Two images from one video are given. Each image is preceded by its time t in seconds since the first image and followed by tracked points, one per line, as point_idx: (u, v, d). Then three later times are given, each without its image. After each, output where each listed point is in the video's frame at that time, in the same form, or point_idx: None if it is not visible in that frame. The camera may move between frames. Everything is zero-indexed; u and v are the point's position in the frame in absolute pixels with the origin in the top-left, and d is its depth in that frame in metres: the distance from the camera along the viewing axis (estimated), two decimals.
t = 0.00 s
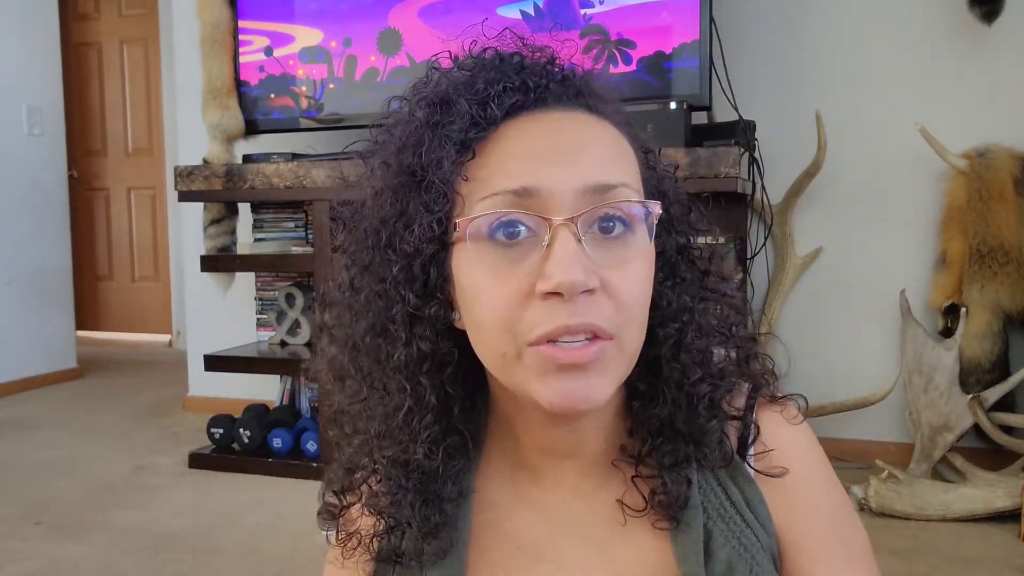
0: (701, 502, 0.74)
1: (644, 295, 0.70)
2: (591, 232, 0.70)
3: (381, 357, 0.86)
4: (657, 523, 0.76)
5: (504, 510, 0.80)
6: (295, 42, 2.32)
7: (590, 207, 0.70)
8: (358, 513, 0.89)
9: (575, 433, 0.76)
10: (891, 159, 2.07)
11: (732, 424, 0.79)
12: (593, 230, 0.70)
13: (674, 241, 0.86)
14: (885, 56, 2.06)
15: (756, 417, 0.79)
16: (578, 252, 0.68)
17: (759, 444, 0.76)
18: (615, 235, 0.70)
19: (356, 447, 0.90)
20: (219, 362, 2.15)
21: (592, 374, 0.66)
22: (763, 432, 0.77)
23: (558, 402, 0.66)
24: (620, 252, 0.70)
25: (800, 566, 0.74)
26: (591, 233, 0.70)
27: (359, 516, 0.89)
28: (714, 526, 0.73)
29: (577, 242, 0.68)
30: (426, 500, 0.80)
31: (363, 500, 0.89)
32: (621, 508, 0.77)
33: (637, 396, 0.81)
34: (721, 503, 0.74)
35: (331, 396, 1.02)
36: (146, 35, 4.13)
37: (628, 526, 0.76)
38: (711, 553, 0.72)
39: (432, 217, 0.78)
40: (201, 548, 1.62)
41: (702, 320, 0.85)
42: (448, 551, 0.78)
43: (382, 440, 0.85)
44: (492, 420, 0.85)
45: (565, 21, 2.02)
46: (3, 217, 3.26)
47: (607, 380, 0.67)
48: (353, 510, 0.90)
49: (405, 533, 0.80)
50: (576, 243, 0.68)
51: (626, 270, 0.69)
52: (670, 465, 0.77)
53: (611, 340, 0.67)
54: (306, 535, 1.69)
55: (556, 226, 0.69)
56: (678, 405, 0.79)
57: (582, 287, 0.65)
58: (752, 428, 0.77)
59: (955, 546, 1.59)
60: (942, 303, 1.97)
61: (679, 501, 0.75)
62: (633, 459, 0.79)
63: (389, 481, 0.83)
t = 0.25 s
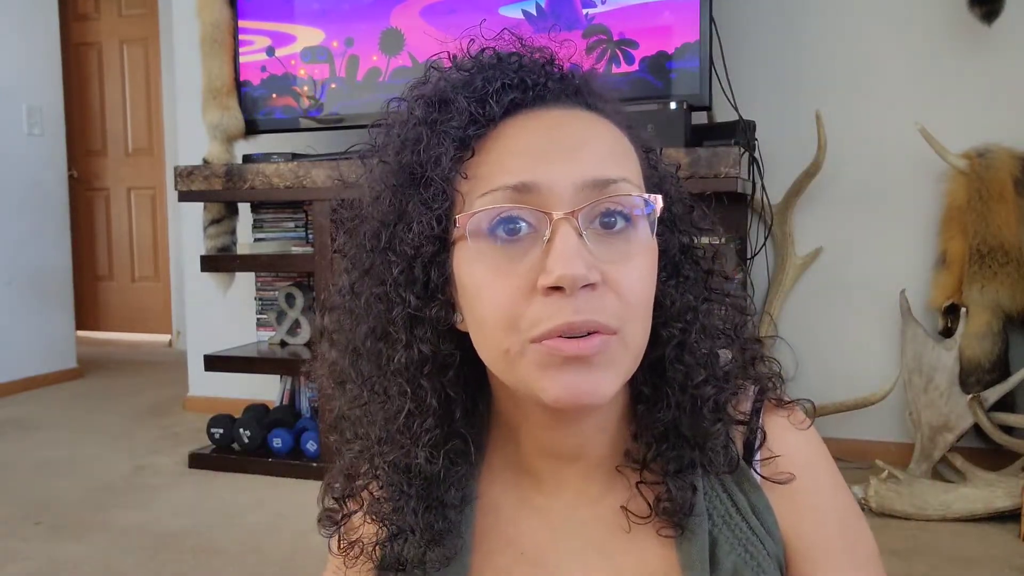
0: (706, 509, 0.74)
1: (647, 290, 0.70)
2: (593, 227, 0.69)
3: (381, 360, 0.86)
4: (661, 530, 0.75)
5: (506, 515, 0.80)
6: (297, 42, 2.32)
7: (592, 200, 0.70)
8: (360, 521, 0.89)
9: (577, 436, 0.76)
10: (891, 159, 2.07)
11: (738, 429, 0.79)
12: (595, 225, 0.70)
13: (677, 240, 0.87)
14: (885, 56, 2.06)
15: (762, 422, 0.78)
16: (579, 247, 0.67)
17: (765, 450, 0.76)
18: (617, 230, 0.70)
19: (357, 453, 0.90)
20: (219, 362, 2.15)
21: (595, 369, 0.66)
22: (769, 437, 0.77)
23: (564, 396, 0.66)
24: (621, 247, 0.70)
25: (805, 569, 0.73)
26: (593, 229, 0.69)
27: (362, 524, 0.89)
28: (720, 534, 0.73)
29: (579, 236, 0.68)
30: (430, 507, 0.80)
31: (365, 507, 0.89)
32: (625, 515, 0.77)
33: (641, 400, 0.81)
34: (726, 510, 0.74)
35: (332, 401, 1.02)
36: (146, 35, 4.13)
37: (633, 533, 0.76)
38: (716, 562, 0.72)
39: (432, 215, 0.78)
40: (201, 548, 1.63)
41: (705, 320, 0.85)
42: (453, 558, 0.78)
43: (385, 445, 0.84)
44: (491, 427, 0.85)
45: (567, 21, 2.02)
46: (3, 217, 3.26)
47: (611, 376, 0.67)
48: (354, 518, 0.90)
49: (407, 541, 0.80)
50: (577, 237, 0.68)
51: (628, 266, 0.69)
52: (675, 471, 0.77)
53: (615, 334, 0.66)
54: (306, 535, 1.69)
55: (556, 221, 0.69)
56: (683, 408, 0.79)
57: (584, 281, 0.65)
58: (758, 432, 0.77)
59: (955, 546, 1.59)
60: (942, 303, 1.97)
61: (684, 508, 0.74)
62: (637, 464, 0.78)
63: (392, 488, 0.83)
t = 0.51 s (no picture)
0: (702, 507, 0.74)
1: (646, 284, 0.70)
2: (592, 219, 0.69)
3: (381, 357, 0.86)
4: (656, 528, 0.76)
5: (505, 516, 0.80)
6: (299, 41, 2.32)
7: (591, 192, 0.70)
8: (358, 524, 0.88)
9: (576, 436, 0.76)
10: (891, 159, 2.06)
11: (734, 428, 0.79)
12: (594, 217, 0.70)
13: (674, 239, 0.86)
14: (885, 56, 2.05)
15: (758, 422, 0.78)
16: (579, 237, 0.67)
17: (762, 449, 0.76)
18: (616, 223, 0.70)
19: (356, 453, 0.90)
20: (219, 362, 2.15)
21: (595, 361, 0.66)
22: (766, 436, 0.77)
23: (561, 395, 0.66)
24: (621, 240, 0.70)
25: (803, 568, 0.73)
26: (592, 221, 0.69)
27: (359, 527, 0.88)
28: (715, 533, 0.73)
29: (578, 227, 0.68)
30: (428, 507, 0.80)
31: (363, 509, 0.88)
32: (622, 513, 0.77)
33: (639, 398, 0.81)
34: (723, 508, 0.74)
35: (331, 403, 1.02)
36: (146, 35, 4.13)
37: (629, 530, 0.77)
38: (712, 562, 0.73)
39: (433, 208, 0.78)
40: (200, 548, 1.63)
41: (704, 318, 0.85)
42: (452, 558, 0.78)
43: (384, 445, 0.84)
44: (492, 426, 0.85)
45: (569, 21, 2.02)
46: (3, 217, 3.26)
47: (611, 370, 0.67)
48: (352, 521, 0.89)
49: (407, 541, 0.80)
50: (577, 228, 0.68)
51: (627, 258, 0.69)
52: (670, 470, 0.77)
53: (614, 327, 0.66)
54: (305, 535, 1.69)
55: (555, 211, 0.69)
56: (680, 404, 0.79)
57: (583, 269, 0.65)
58: (754, 429, 0.77)
59: (955, 546, 1.59)
60: (942, 303, 1.96)
61: (680, 506, 0.75)
62: (633, 463, 0.79)
63: (391, 488, 0.83)
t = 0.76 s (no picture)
0: (694, 495, 0.74)
1: (642, 282, 0.70)
2: (588, 218, 0.69)
3: (380, 348, 0.86)
4: (649, 514, 0.76)
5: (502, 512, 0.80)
6: (301, 41, 2.32)
7: (587, 191, 0.70)
8: (357, 507, 0.88)
9: (572, 428, 0.77)
10: (892, 159, 2.07)
11: (729, 419, 0.79)
12: (590, 216, 0.70)
13: (673, 234, 0.86)
14: (886, 56, 2.06)
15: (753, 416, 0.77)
16: (573, 236, 0.68)
17: (756, 441, 0.75)
18: (612, 222, 0.70)
19: (356, 441, 0.90)
20: (219, 362, 2.15)
21: (587, 359, 0.66)
22: (760, 429, 0.76)
23: (555, 386, 0.66)
24: (617, 239, 0.69)
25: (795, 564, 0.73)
26: (588, 219, 0.69)
27: (357, 511, 0.88)
28: (707, 522, 0.73)
29: (574, 226, 0.68)
30: (426, 492, 0.80)
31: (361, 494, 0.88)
32: (614, 500, 0.77)
33: (634, 388, 0.81)
34: (715, 498, 0.74)
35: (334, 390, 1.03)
36: (146, 36, 4.13)
37: (621, 517, 0.77)
38: (704, 549, 0.72)
39: (430, 205, 0.78)
40: (201, 548, 1.63)
41: (703, 314, 0.84)
42: (449, 540, 0.78)
43: (383, 429, 0.85)
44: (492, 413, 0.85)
45: (571, 21, 2.02)
46: (3, 217, 3.26)
47: (604, 367, 0.67)
48: (349, 506, 0.89)
49: (403, 526, 0.80)
50: (572, 227, 0.68)
51: (623, 256, 0.69)
52: (663, 455, 0.77)
53: (608, 322, 0.66)
54: (305, 535, 1.69)
55: (551, 210, 0.69)
56: (676, 395, 0.80)
57: (576, 267, 0.65)
58: (749, 422, 0.77)
59: (955, 546, 1.59)
60: (942, 304, 1.97)
61: (672, 493, 0.74)
62: (629, 451, 0.79)
63: (389, 471, 0.83)
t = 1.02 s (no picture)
0: (697, 503, 0.75)
1: (645, 299, 0.70)
2: (594, 235, 0.70)
3: (379, 352, 0.86)
4: (652, 523, 0.76)
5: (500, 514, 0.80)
6: (302, 41, 2.32)
7: (595, 209, 0.70)
8: (354, 512, 0.88)
9: (575, 436, 0.77)
10: (892, 159, 2.06)
11: (729, 425, 0.78)
12: (596, 233, 0.70)
13: (675, 245, 0.87)
14: (886, 56, 2.05)
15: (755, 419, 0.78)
16: (580, 255, 0.68)
17: (757, 446, 0.75)
18: (617, 239, 0.70)
19: (355, 445, 0.90)
20: (219, 362, 2.15)
21: (590, 381, 0.67)
22: (761, 433, 0.76)
23: (556, 406, 0.67)
24: (622, 256, 0.70)
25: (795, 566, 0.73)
26: (594, 237, 0.70)
27: (355, 515, 0.88)
28: (709, 529, 0.73)
29: (580, 245, 0.68)
30: (425, 497, 0.80)
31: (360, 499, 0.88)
32: (616, 508, 0.77)
33: (633, 396, 0.81)
34: (717, 505, 0.74)
35: (329, 390, 1.02)
36: (146, 35, 4.13)
37: (623, 526, 0.77)
38: (707, 556, 0.73)
39: (435, 215, 0.78)
40: (200, 548, 1.63)
41: (703, 323, 0.85)
42: (446, 553, 0.78)
43: (382, 434, 0.85)
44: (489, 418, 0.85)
45: (573, 20, 2.02)
46: (3, 217, 3.26)
47: (605, 389, 0.68)
48: (347, 510, 0.89)
49: (404, 532, 0.80)
50: (579, 246, 0.68)
51: (628, 274, 0.69)
52: (666, 464, 0.77)
53: (610, 344, 0.67)
54: (305, 535, 1.69)
55: (559, 228, 0.69)
56: (676, 403, 0.79)
57: (583, 289, 0.66)
58: (750, 428, 0.77)
59: (955, 546, 1.59)
60: (942, 303, 1.96)
61: (674, 502, 0.74)
62: (630, 459, 0.79)
63: (390, 479, 0.83)
